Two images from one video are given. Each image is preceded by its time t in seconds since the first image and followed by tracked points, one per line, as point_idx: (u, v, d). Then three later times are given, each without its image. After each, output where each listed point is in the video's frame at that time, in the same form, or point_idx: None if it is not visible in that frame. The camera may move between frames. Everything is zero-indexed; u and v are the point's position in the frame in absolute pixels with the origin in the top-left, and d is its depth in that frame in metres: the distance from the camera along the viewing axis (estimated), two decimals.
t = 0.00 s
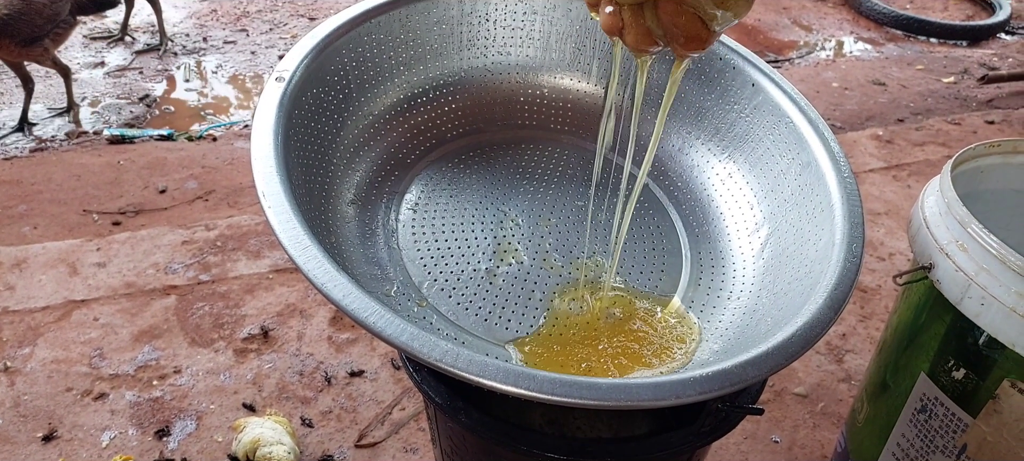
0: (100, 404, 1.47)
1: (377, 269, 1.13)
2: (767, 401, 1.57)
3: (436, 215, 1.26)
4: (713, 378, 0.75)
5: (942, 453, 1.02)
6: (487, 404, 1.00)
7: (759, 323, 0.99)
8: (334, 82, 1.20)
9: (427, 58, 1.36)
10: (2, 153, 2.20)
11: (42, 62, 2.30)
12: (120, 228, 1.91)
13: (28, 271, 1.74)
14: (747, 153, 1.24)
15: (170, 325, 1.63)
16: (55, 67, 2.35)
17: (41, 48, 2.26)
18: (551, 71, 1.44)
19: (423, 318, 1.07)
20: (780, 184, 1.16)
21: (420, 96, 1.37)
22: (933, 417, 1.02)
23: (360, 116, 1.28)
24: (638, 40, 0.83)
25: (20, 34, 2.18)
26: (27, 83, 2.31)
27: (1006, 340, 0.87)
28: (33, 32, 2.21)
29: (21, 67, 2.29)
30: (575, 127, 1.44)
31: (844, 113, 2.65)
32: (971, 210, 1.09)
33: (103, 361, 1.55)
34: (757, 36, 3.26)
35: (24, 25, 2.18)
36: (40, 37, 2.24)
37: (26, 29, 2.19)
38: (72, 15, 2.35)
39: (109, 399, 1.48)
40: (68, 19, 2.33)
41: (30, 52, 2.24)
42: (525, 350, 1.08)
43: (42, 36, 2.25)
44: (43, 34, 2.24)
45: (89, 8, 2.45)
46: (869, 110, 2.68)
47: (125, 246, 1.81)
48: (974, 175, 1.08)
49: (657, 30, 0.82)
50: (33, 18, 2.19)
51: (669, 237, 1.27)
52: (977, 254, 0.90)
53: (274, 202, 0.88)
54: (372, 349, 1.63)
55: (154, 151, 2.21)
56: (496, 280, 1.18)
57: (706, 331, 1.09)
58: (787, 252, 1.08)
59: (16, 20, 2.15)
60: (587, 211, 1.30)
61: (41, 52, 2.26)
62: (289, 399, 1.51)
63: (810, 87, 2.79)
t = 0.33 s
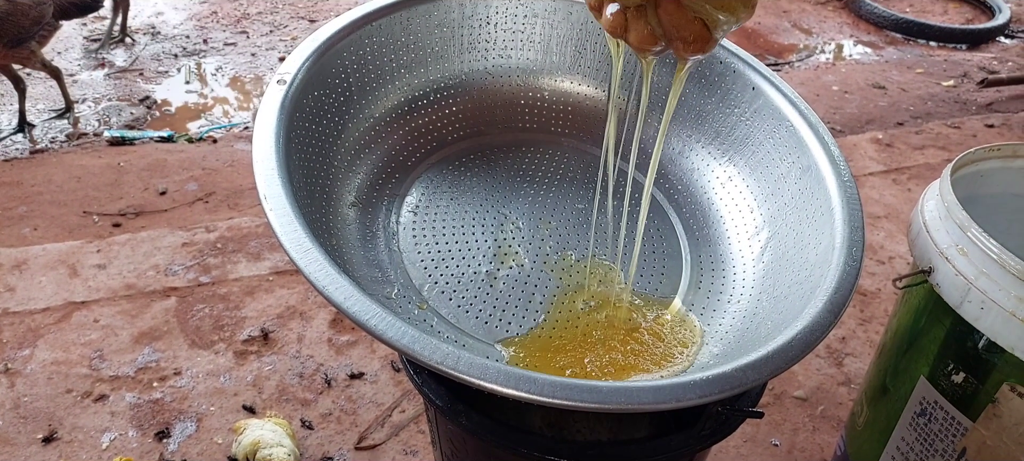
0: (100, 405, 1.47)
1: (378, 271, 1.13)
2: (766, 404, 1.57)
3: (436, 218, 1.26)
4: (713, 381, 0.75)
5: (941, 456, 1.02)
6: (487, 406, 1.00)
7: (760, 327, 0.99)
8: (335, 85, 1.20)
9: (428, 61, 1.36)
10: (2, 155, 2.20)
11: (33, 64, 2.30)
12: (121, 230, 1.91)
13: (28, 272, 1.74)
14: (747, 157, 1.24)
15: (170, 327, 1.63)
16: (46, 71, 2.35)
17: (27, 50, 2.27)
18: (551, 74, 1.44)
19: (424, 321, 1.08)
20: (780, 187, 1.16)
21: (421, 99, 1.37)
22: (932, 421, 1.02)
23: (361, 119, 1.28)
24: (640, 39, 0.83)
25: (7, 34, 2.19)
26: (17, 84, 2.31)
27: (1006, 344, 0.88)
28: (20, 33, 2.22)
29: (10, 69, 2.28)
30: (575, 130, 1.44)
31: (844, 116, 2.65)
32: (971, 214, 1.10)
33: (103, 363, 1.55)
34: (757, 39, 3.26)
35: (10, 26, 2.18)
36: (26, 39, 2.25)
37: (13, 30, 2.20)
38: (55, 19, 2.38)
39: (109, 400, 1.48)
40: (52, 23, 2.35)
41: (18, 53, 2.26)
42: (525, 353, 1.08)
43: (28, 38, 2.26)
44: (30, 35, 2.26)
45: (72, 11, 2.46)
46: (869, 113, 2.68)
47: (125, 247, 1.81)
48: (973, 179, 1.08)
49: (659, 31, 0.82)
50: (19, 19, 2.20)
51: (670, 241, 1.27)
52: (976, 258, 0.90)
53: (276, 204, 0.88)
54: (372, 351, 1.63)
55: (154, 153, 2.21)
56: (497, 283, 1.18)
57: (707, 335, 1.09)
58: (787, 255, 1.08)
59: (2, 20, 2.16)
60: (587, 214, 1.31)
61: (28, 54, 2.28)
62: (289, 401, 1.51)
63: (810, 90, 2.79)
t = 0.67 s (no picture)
0: (101, 406, 1.47)
1: (380, 272, 1.13)
2: (767, 405, 1.57)
3: (438, 219, 1.26)
4: (715, 383, 0.75)
5: (943, 458, 1.02)
6: (488, 407, 1.01)
7: (761, 329, 0.99)
8: (337, 86, 1.20)
9: (429, 62, 1.36)
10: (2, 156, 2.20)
11: (28, 64, 2.29)
12: (122, 230, 1.91)
13: (29, 273, 1.74)
14: (749, 159, 1.24)
15: (171, 327, 1.63)
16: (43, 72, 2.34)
17: (22, 49, 2.26)
18: (553, 75, 1.44)
19: (426, 321, 1.08)
20: (782, 189, 1.16)
21: (423, 100, 1.37)
22: (934, 423, 1.02)
23: (363, 120, 1.28)
24: (654, 44, 0.83)
25: (3, 34, 2.20)
26: (15, 85, 2.28)
27: (1007, 346, 0.88)
28: (15, 32, 2.23)
29: (5, 70, 2.26)
30: (576, 131, 1.44)
31: (845, 118, 2.65)
32: (972, 216, 1.10)
33: (104, 363, 1.55)
34: (757, 41, 3.26)
35: (7, 25, 2.20)
36: (20, 40, 2.25)
37: (8, 28, 2.21)
38: (48, 20, 2.39)
39: (110, 401, 1.48)
40: (45, 24, 2.36)
41: (12, 54, 2.25)
42: (527, 354, 1.08)
43: (24, 37, 2.27)
44: (25, 35, 2.27)
45: (64, 12, 2.46)
46: (869, 115, 2.69)
47: (127, 248, 1.82)
48: (974, 182, 1.08)
49: (672, 37, 0.82)
50: (15, 18, 2.22)
51: (671, 242, 1.27)
52: (978, 260, 0.90)
53: (278, 206, 0.88)
54: (373, 352, 1.63)
55: (155, 154, 2.22)
56: (498, 284, 1.18)
57: (709, 337, 1.09)
58: (789, 257, 1.08)
59: None
60: (589, 215, 1.31)
61: (23, 55, 2.27)
62: (290, 402, 1.51)
63: (811, 92, 2.79)
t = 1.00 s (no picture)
0: (101, 408, 1.47)
1: (379, 273, 1.13)
2: (766, 405, 1.57)
3: (437, 219, 1.26)
4: (714, 382, 0.75)
5: (942, 456, 1.03)
6: (487, 407, 1.01)
7: (760, 328, 0.99)
8: (335, 87, 1.20)
9: (427, 63, 1.37)
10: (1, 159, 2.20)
11: (26, 67, 2.29)
12: (121, 233, 1.91)
13: (28, 275, 1.74)
14: (747, 158, 1.24)
15: (171, 329, 1.63)
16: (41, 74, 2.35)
17: (21, 51, 2.26)
18: (551, 76, 1.45)
19: (425, 322, 1.08)
20: (780, 189, 1.16)
21: (421, 101, 1.37)
22: (933, 421, 1.03)
23: (362, 121, 1.28)
24: (645, 50, 0.83)
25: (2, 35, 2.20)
26: (12, 87, 2.28)
27: (1006, 345, 0.88)
28: (14, 34, 2.23)
29: (3, 73, 2.25)
30: (574, 131, 1.44)
31: (843, 117, 2.66)
32: (969, 215, 1.10)
33: (103, 365, 1.55)
34: (755, 41, 3.27)
35: (6, 26, 2.21)
36: (18, 42, 2.25)
37: (8, 30, 2.22)
38: (47, 24, 2.39)
39: (110, 403, 1.48)
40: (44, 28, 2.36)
41: (9, 56, 2.25)
42: (526, 354, 1.08)
43: (23, 40, 2.27)
44: (23, 37, 2.27)
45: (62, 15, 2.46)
46: (867, 114, 2.69)
47: (126, 250, 1.82)
48: (971, 180, 1.09)
49: (663, 44, 0.82)
50: (13, 20, 2.23)
51: (670, 242, 1.28)
52: (976, 258, 0.91)
53: (277, 207, 0.89)
54: (372, 353, 1.63)
55: (154, 156, 2.22)
56: (496, 285, 1.18)
57: (708, 336, 1.10)
58: (787, 256, 1.09)
59: None
60: (587, 215, 1.31)
61: (21, 57, 2.27)
62: (289, 403, 1.51)
63: (808, 91, 2.80)
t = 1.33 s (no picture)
0: (102, 409, 1.47)
1: (379, 274, 1.13)
2: (766, 405, 1.58)
3: (437, 220, 1.27)
4: (713, 383, 0.75)
5: (941, 457, 1.03)
6: (486, 408, 1.01)
7: (759, 328, 1.00)
8: (335, 89, 1.20)
9: (427, 64, 1.37)
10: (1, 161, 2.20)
11: (27, 68, 2.28)
12: (121, 234, 1.91)
13: (29, 277, 1.74)
14: (746, 159, 1.24)
15: (171, 331, 1.64)
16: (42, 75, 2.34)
17: (21, 53, 2.25)
18: (551, 77, 1.45)
19: (425, 323, 1.08)
20: (780, 189, 1.17)
21: (420, 102, 1.38)
22: (932, 421, 1.03)
23: (362, 123, 1.29)
24: (632, 67, 0.84)
25: (3, 35, 2.20)
26: (14, 89, 2.28)
27: (1005, 345, 0.88)
28: (15, 35, 2.24)
29: (4, 74, 2.25)
30: (574, 132, 1.45)
31: (842, 118, 2.66)
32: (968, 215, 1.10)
33: (103, 367, 1.55)
34: (754, 41, 3.27)
35: (9, 25, 2.21)
36: (20, 43, 2.26)
37: (9, 30, 2.22)
38: (49, 26, 2.39)
39: (110, 404, 1.48)
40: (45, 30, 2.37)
41: (10, 57, 2.24)
42: (527, 355, 1.08)
43: (24, 41, 2.27)
44: (25, 38, 2.27)
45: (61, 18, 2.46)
46: (866, 115, 2.69)
47: (126, 252, 1.82)
48: (970, 181, 1.09)
49: (650, 62, 0.83)
50: (15, 20, 2.24)
51: (669, 243, 1.28)
52: (975, 259, 0.91)
53: (277, 208, 0.89)
54: (372, 354, 1.63)
55: (154, 157, 2.22)
56: (496, 285, 1.18)
57: (708, 337, 1.10)
58: (787, 256, 1.09)
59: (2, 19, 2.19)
60: (587, 216, 1.31)
61: (22, 58, 2.26)
62: (290, 404, 1.51)
63: (808, 93, 2.80)
